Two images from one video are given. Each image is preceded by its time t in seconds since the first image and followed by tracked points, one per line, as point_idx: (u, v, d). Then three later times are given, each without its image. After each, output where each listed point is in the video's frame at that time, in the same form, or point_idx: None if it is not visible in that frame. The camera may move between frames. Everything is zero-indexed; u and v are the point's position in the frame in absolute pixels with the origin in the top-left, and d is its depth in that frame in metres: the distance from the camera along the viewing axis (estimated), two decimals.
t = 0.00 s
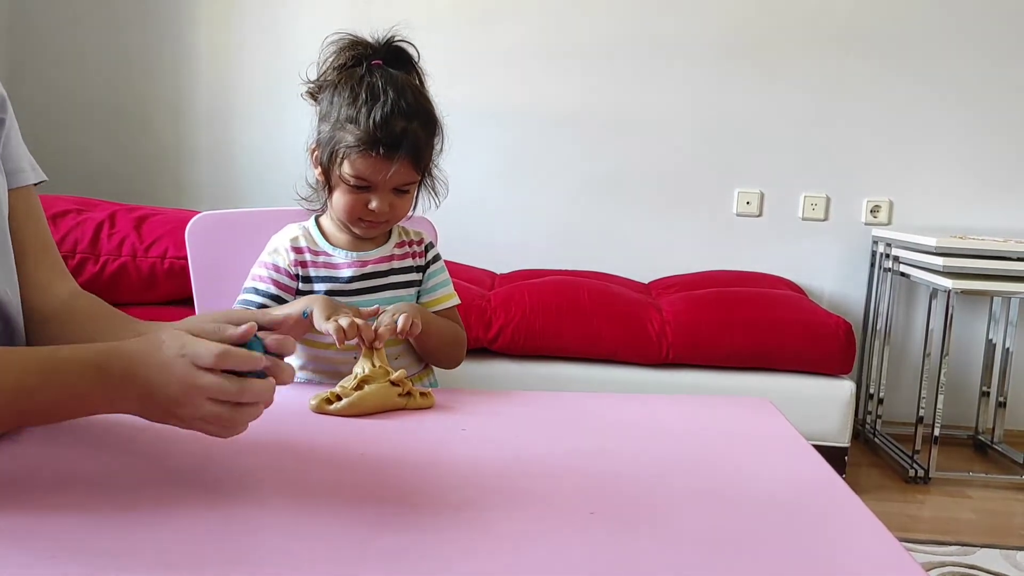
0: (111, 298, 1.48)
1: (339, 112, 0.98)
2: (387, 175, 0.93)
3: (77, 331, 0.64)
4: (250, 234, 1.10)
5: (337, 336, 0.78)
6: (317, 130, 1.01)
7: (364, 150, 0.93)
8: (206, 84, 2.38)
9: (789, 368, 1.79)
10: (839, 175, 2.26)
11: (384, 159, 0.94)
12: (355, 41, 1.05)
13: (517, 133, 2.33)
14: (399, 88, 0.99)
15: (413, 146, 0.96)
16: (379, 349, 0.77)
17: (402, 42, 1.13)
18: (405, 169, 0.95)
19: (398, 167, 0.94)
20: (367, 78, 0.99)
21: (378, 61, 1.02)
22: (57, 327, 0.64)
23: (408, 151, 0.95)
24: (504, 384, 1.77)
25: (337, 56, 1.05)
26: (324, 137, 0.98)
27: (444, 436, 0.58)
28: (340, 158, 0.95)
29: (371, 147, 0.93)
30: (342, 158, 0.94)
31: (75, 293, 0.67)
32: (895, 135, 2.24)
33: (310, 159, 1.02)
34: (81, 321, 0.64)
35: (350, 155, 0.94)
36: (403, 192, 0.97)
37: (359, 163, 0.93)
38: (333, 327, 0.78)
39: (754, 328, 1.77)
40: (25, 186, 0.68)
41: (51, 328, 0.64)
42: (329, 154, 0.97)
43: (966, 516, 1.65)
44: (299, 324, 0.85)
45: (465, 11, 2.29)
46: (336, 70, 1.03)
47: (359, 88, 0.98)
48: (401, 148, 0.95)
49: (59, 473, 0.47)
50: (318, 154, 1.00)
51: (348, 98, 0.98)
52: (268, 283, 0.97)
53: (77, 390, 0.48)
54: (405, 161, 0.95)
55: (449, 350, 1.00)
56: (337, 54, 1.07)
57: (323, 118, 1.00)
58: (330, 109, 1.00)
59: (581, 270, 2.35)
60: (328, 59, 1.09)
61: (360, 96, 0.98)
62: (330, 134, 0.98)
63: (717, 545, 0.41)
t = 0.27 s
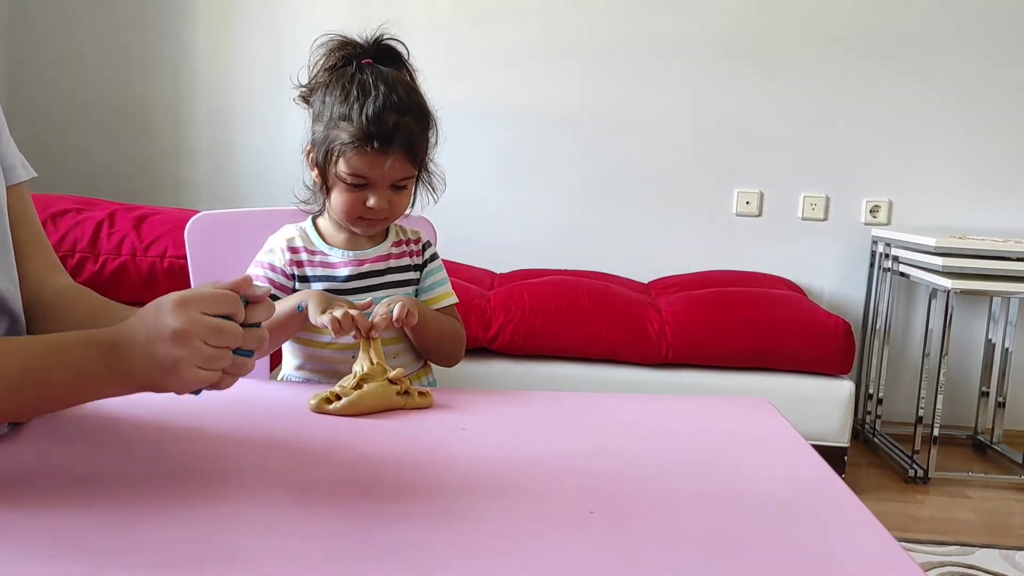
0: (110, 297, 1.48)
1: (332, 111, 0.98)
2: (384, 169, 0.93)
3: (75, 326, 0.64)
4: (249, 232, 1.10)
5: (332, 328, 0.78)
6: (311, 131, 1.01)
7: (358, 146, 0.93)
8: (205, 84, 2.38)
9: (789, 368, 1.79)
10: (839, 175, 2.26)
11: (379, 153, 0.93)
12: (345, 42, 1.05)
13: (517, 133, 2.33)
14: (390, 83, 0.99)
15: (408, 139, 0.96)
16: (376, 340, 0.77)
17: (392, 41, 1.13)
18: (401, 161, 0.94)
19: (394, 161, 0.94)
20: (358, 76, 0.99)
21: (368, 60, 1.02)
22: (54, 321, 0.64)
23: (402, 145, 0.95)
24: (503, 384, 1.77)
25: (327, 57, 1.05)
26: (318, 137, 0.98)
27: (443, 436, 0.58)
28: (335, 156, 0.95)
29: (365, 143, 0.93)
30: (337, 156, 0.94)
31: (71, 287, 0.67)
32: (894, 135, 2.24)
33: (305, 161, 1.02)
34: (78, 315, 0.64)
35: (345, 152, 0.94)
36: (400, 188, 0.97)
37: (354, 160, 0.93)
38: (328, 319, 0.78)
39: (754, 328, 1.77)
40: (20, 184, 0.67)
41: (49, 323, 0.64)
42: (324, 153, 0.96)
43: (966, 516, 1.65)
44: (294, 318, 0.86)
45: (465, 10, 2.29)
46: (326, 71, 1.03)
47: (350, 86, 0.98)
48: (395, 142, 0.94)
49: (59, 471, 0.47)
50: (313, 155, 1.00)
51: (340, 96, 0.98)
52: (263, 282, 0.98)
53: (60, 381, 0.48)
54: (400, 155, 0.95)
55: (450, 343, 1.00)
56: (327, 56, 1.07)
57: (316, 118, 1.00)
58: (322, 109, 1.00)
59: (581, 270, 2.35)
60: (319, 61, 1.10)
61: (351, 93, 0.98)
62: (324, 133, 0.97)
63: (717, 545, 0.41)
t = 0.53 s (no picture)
0: (110, 297, 1.48)
1: (328, 112, 0.98)
2: (378, 169, 0.93)
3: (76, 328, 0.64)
4: (250, 232, 1.10)
5: (328, 325, 0.79)
6: (308, 132, 1.01)
7: (353, 146, 0.93)
8: (204, 84, 2.38)
9: (788, 368, 1.79)
10: (839, 175, 2.26)
11: (373, 153, 0.93)
12: (345, 45, 1.05)
13: (518, 134, 2.33)
14: (387, 84, 0.99)
15: (403, 138, 0.95)
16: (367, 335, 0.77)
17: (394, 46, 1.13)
18: (395, 161, 0.94)
19: (387, 160, 0.93)
20: (356, 77, 0.99)
21: (367, 62, 1.02)
22: (54, 323, 0.64)
23: (397, 146, 0.95)
24: (503, 384, 1.77)
25: (328, 60, 1.05)
26: (314, 137, 0.98)
27: (441, 436, 0.58)
28: (331, 156, 0.95)
29: (359, 142, 0.93)
30: (334, 156, 0.94)
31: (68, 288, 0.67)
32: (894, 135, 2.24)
33: (302, 163, 1.02)
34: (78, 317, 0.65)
35: (341, 152, 0.94)
36: (395, 189, 0.97)
37: (350, 160, 0.93)
38: (323, 316, 0.79)
39: (753, 328, 1.77)
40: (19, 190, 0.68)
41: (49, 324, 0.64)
42: (320, 153, 0.97)
43: (965, 517, 1.65)
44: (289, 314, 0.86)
45: (465, 10, 2.29)
46: (326, 74, 1.03)
47: (347, 88, 0.99)
48: (390, 142, 0.94)
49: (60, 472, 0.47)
50: (309, 155, 1.00)
51: (337, 97, 0.98)
52: (261, 282, 0.98)
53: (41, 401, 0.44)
54: (394, 155, 0.94)
55: (445, 342, 1.00)
56: (328, 59, 1.07)
57: (313, 120, 1.01)
58: (319, 110, 1.00)
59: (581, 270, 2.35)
60: (320, 64, 1.10)
61: (348, 94, 0.98)
62: (320, 134, 0.97)
63: (715, 545, 0.41)
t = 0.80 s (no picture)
0: (111, 297, 1.48)
1: (328, 117, 0.98)
2: (375, 176, 0.93)
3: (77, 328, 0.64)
4: (250, 231, 1.10)
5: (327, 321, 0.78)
6: (309, 136, 1.01)
7: (350, 152, 0.93)
8: (205, 84, 2.38)
9: (789, 369, 1.79)
10: (839, 175, 2.26)
11: (369, 159, 0.93)
12: (347, 50, 1.05)
13: (519, 133, 2.33)
14: (387, 90, 0.98)
15: (401, 145, 0.95)
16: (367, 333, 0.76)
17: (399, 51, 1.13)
18: (392, 168, 0.94)
19: (384, 167, 0.93)
20: (356, 83, 0.99)
21: (369, 67, 1.02)
22: (58, 323, 0.65)
23: (394, 151, 0.94)
24: (504, 384, 1.77)
25: (330, 65, 1.05)
26: (314, 142, 0.98)
27: (442, 436, 0.58)
28: (329, 161, 0.94)
29: (356, 148, 0.93)
30: (331, 162, 0.94)
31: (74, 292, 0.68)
32: (894, 136, 2.24)
33: (302, 166, 1.02)
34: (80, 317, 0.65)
35: (338, 158, 0.93)
36: (393, 196, 0.96)
37: (346, 166, 0.93)
38: (324, 312, 0.78)
39: (754, 328, 1.77)
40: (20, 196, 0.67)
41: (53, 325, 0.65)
42: (319, 158, 0.97)
43: (965, 517, 1.65)
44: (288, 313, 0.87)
45: (465, 10, 2.29)
46: (328, 78, 1.03)
47: (347, 93, 0.98)
48: (387, 149, 0.93)
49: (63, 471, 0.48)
50: (309, 160, 1.00)
51: (337, 102, 0.98)
52: (260, 280, 0.99)
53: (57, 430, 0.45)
54: (392, 161, 0.94)
55: (445, 339, 1.00)
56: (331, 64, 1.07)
57: (314, 124, 1.01)
58: (320, 115, 1.00)
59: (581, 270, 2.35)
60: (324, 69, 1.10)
61: (347, 99, 0.98)
62: (320, 138, 0.97)
63: (717, 546, 0.41)
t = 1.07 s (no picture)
0: (110, 296, 1.48)
1: (331, 123, 0.98)
2: (373, 186, 0.93)
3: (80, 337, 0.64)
4: (252, 229, 1.10)
5: (326, 322, 0.78)
6: (310, 140, 1.01)
7: (350, 162, 0.93)
8: (205, 83, 2.38)
9: (788, 369, 1.79)
10: (839, 175, 2.26)
11: (368, 171, 0.93)
12: (355, 54, 1.05)
13: (519, 133, 2.33)
14: (392, 100, 0.98)
15: (401, 156, 0.95)
16: (367, 334, 0.76)
17: (406, 56, 1.12)
18: (391, 180, 0.93)
19: (382, 180, 0.93)
20: (361, 90, 0.99)
21: (376, 74, 1.01)
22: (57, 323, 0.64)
23: (394, 164, 0.94)
24: (503, 383, 1.77)
25: (337, 68, 1.04)
26: (314, 146, 0.98)
27: (441, 434, 0.58)
28: (328, 168, 0.94)
29: (356, 158, 0.93)
30: (331, 169, 0.94)
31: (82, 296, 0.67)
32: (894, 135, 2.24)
33: (301, 169, 1.02)
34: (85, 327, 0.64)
35: (337, 166, 0.93)
36: (391, 207, 0.96)
37: (346, 175, 0.93)
38: (324, 313, 0.78)
39: (754, 328, 1.77)
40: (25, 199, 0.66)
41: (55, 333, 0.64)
42: (318, 164, 0.96)
43: (965, 517, 1.65)
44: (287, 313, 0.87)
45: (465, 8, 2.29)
46: (333, 82, 1.03)
47: (351, 100, 0.98)
48: (387, 160, 0.93)
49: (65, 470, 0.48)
50: (308, 163, 1.00)
51: (340, 108, 0.98)
52: (259, 279, 0.99)
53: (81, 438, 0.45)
54: (391, 174, 0.94)
55: (444, 338, 1.00)
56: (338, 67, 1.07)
57: (316, 128, 1.00)
58: (322, 120, 0.99)
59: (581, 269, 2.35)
60: (330, 71, 1.10)
61: (351, 107, 0.97)
62: (320, 143, 0.97)
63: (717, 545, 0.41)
